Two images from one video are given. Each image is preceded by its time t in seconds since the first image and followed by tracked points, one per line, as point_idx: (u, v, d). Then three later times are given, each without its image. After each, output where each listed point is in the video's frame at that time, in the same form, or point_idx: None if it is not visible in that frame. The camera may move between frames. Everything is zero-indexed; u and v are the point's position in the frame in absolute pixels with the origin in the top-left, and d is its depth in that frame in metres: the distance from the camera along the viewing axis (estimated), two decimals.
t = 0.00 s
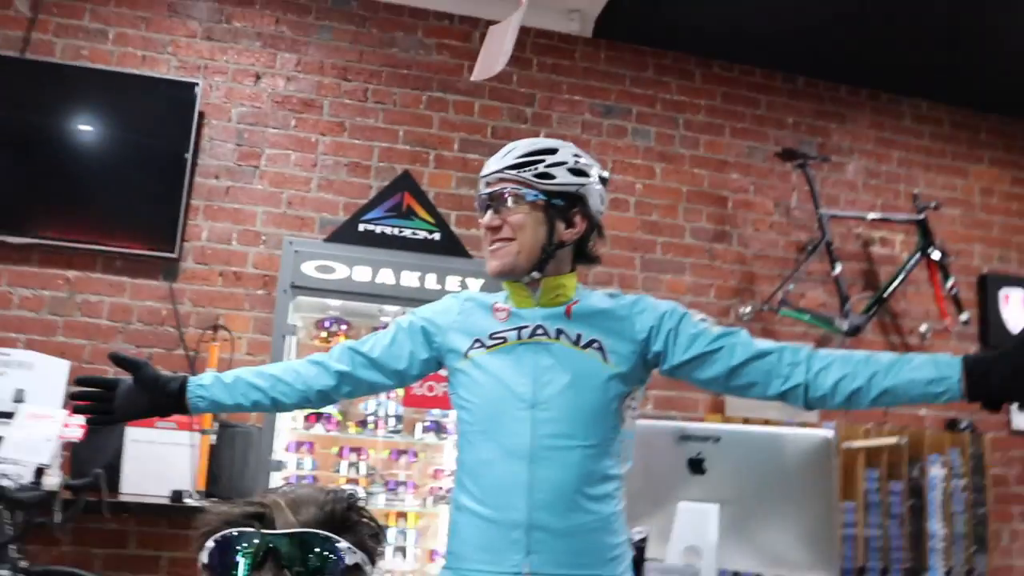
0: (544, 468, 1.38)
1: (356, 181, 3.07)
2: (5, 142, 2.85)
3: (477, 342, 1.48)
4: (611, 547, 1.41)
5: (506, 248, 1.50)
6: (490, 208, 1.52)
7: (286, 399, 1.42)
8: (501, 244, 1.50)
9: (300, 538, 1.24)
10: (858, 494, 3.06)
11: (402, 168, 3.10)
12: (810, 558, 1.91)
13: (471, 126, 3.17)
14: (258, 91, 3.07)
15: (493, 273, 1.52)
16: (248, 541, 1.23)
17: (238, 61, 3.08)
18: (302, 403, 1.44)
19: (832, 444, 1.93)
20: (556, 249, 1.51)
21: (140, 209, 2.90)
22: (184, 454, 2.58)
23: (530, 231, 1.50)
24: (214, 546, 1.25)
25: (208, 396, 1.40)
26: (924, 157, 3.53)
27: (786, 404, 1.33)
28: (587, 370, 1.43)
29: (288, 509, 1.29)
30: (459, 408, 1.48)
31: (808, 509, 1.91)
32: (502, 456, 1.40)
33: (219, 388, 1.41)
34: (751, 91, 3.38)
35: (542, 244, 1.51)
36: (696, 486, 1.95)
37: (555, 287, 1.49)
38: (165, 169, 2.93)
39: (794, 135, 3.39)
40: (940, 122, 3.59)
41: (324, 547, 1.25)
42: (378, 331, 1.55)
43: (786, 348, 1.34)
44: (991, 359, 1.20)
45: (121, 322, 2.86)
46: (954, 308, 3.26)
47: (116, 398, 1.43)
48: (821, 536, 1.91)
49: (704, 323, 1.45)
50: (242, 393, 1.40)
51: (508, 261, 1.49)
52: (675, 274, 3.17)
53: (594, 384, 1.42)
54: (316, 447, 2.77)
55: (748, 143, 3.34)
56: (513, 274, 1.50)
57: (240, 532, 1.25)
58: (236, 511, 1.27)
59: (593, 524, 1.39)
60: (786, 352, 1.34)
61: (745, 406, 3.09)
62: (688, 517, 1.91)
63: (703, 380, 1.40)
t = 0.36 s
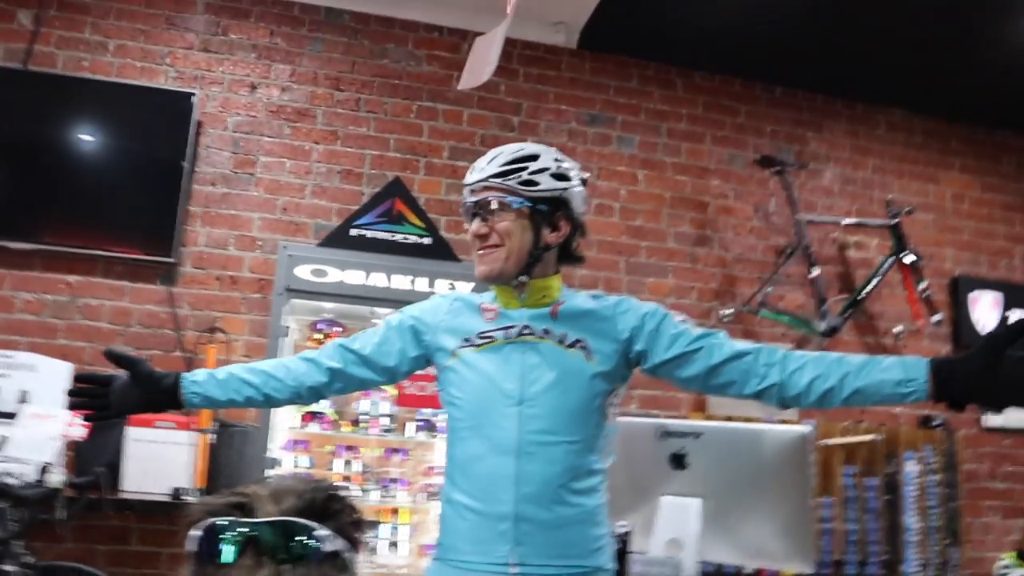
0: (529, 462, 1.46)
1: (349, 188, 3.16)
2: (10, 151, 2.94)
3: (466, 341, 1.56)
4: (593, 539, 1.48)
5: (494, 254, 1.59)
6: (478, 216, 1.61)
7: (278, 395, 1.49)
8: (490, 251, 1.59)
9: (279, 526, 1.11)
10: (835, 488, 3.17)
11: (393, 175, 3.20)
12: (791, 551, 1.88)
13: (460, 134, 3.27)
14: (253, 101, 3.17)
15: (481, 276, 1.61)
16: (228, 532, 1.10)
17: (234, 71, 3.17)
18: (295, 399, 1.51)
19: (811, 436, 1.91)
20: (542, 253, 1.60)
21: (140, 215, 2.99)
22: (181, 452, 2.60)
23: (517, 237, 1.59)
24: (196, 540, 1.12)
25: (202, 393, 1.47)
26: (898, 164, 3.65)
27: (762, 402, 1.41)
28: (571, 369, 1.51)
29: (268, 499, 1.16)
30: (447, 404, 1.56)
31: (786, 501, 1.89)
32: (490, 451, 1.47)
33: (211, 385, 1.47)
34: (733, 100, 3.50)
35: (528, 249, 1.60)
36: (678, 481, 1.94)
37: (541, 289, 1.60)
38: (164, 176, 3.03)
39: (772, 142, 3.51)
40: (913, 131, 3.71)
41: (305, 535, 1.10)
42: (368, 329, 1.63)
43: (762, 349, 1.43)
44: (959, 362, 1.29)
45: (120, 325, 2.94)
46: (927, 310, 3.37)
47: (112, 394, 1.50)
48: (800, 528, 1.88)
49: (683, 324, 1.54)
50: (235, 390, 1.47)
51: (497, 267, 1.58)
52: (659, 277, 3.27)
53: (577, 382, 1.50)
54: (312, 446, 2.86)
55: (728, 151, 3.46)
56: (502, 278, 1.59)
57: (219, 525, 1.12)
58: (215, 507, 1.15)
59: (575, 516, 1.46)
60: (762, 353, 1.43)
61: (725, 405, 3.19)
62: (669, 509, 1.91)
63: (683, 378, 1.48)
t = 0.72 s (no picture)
0: (519, 470, 1.45)
1: (341, 197, 3.17)
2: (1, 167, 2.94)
3: (454, 350, 1.56)
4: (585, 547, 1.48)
5: (475, 263, 1.58)
6: (458, 225, 1.61)
7: (265, 408, 1.49)
8: (471, 260, 1.59)
9: (268, 546, 1.11)
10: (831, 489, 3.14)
11: (386, 183, 3.20)
12: (787, 555, 1.88)
13: (451, 141, 3.27)
14: (245, 112, 3.17)
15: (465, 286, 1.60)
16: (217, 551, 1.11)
17: (225, 83, 3.18)
18: (282, 412, 1.51)
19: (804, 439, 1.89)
20: (524, 259, 1.59)
21: (132, 229, 2.99)
22: (177, 464, 2.66)
23: (497, 244, 1.58)
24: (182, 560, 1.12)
25: (188, 407, 1.47)
26: (889, 162, 3.66)
27: (751, 407, 1.41)
28: (560, 376, 1.51)
29: (256, 518, 1.16)
30: (436, 413, 1.56)
31: (781, 505, 1.88)
32: (479, 459, 1.47)
33: (198, 398, 1.47)
34: (723, 101, 3.51)
35: (510, 256, 1.58)
36: (672, 485, 1.95)
37: (529, 296, 1.58)
38: (156, 189, 3.03)
39: (763, 142, 3.51)
40: (903, 129, 3.72)
41: (295, 554, 1.11)
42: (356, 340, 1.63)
43: (750, 355, 1.43)
44: (947, 364, 1.26)
45: (114, 339, 2.94)
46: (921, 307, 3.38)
47: (97, 408, 1.48)
48: (796, 533, 1.87)
49: (671, 329, 1.54)
50: (221, 403, 1.47)
51: (479, 276, 1.57)
52: (653, 280, 3.27)
53: (566, 389, 1.50)
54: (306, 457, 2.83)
55: (720, 152, 3.46)
56: (486, 286, 1.57)
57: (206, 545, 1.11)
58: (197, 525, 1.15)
59: (567, 523, 1.46)
60: (750, 357, 1.43)
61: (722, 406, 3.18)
62: (664, 514, 1.93)
63: (672, 383, 1.49)
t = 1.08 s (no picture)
0: (525, 472, 1.42)
1: (343, 201, 3.14)
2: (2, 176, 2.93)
3: (455, 351, 1.53)
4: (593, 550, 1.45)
5: (475, 265, 1.56)
6: (457, 226, 1.58)
7: (266, 413, 1.47)
8: (471, 262, 1.56)
9: (258, 561, 1.09)
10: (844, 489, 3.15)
11: (387, 187, 3.17)
12: (801, 555, 1.85)
13: (453, 144, 3.25)
14: (244, 117, 3.15)
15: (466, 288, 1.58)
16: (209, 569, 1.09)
17: (224, 88, 3.16)
18: (283, 417, 1.49)
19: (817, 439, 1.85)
20: (525, 259, 1.56)
21: (134, 236, 2.97)
22: (183, 473, 2.62)
23: (497, 245, 1.55)
24: None
25: (188, 414, 1.44)
26: (894, 159, 3.63)
27: (759, 405, 1.39)
28: (564, 376, 1.48)
29: (243, 532, 1.14)
30: (439, 415, 1.53)
31: (794, 505, 1.84)
32: (484, 462, 1.44)
33: (197, 406, 1.45)
34: (726, 100, 3.48)
35: (511, 256, 1.56)
36: (683, 487, 1.91)
37: (531, 295, 1.56)
38: (157, 196, 3.01)
39: (767, 141, 3.49)
40: (908, 126, 3.69)
41: (284, 567, 1.09)
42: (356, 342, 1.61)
43: (757, 352, 1.40)
44: (955, 357, 1.26)
45: (116, 347, 2.92)
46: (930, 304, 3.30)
47: (95, 418, 1.47)
48: (810, 532, 1.84)
49: (677, 327, 1.52)
50: (221, 410, 1.45)
51: (480, 277, 1.55)
52: (658, 280, 3.24)
53: (570, 389, 1.47)
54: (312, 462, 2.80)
55: (723, 151, 3.44)
56: (488, 288, 1.55)
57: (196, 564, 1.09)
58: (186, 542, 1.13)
59: (575, 526, 1.43)
60: (757, 355, 1.40)
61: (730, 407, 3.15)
62: (675, 516, 1.89)
63: (678, 382, 1.46)
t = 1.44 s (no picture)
0: (524, 479, 1.41)
1: (341, 205, 3.13)
2: None
3: (453, 356, 1.52)
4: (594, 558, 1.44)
5: (473, 269, 1.55)
6: (455, 229, 1.57)
7: (260, 421, 1.45)
8: (469, 266, 1.56)
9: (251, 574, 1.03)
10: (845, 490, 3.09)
11: (385, 190, 3.16)
12: (803, 560, 1.82)
13: (451, 146, 3.24)
14: (241, 122, 3.14)
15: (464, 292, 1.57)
16: None
17: (221, 93, 3.15)
18: (277, 425, 1.47)
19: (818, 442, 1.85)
20: (524, 263, 1.55)
21: (131, 242, 2.96)
22: (179, 480, 2.61)
23: (496, 249, 1.54)
24: None
25: (180, 423, 1.42)
26: (894, 157, 3.61)
27: (759, 411, 1.38)
28: (564, 381, 1.47)
29: (233, 546, 1.08)
30: (436, 421, 1.52)
31: (796, 509, 1.83)
32: (482, 470, 1.43)
33: (190, 414, 1.43)
34: (725, 99, 3.47)
35: (510, 260, 1.55)
36: (685, 491, 1.90)
37: (530, 299, 1.55)
38: (154, 201, 2.99)
39: (766, 140, 3.47)
40: (908, 123, 3.68)
41: None
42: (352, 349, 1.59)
43: (759, 357, 1.39)
44: (962, 362, 1.24)
45: (114, 353, 2.90)
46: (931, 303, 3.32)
47: (84, 427, 1.44)
48: (813, 536, 1.82)
49: (677, 332, 1.51)
50: (214, 418, 1.42)
51: (479, 282, 1.54)
52: (658, 281, 3.23)
53: (570, 395, 1.46)
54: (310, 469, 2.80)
55: (722, 151, 3.42)
56: (486, 292, 1.54)
57: None
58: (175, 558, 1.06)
59: (575, 534, 1.42)
60: (758, 360, 1.39)
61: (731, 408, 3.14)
62: (677, 521, 1.89)
63: (678, 387, 1.45)
